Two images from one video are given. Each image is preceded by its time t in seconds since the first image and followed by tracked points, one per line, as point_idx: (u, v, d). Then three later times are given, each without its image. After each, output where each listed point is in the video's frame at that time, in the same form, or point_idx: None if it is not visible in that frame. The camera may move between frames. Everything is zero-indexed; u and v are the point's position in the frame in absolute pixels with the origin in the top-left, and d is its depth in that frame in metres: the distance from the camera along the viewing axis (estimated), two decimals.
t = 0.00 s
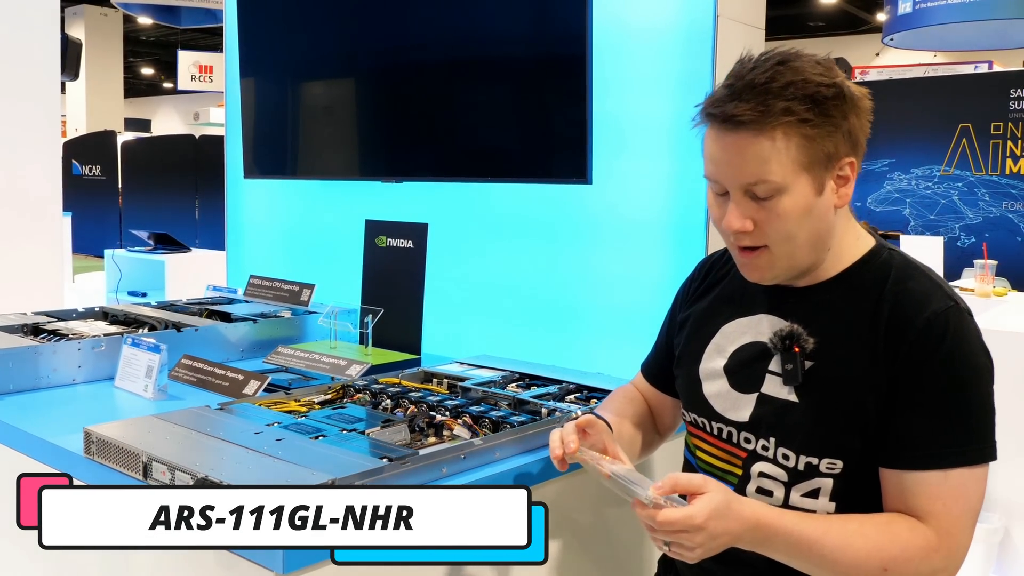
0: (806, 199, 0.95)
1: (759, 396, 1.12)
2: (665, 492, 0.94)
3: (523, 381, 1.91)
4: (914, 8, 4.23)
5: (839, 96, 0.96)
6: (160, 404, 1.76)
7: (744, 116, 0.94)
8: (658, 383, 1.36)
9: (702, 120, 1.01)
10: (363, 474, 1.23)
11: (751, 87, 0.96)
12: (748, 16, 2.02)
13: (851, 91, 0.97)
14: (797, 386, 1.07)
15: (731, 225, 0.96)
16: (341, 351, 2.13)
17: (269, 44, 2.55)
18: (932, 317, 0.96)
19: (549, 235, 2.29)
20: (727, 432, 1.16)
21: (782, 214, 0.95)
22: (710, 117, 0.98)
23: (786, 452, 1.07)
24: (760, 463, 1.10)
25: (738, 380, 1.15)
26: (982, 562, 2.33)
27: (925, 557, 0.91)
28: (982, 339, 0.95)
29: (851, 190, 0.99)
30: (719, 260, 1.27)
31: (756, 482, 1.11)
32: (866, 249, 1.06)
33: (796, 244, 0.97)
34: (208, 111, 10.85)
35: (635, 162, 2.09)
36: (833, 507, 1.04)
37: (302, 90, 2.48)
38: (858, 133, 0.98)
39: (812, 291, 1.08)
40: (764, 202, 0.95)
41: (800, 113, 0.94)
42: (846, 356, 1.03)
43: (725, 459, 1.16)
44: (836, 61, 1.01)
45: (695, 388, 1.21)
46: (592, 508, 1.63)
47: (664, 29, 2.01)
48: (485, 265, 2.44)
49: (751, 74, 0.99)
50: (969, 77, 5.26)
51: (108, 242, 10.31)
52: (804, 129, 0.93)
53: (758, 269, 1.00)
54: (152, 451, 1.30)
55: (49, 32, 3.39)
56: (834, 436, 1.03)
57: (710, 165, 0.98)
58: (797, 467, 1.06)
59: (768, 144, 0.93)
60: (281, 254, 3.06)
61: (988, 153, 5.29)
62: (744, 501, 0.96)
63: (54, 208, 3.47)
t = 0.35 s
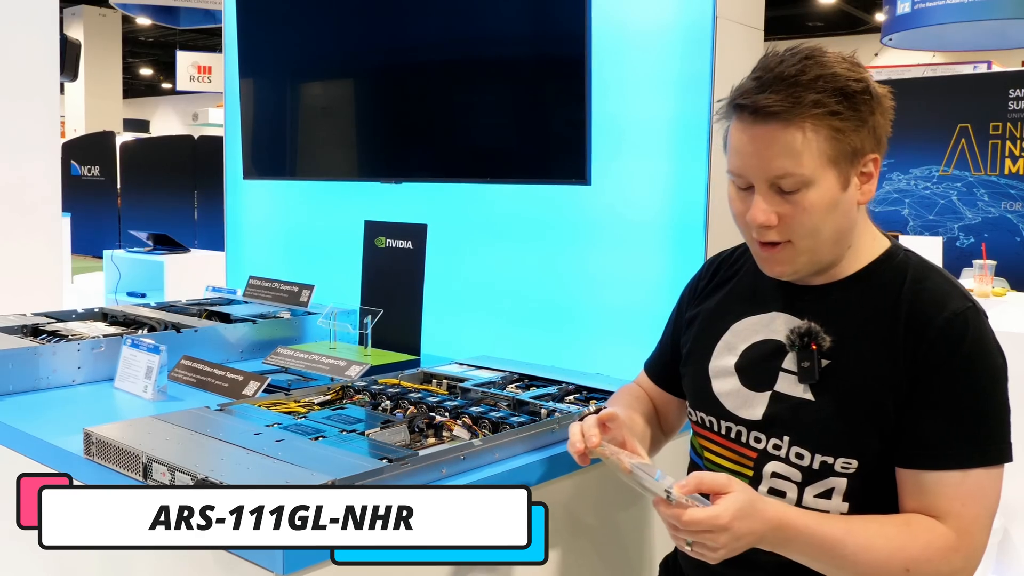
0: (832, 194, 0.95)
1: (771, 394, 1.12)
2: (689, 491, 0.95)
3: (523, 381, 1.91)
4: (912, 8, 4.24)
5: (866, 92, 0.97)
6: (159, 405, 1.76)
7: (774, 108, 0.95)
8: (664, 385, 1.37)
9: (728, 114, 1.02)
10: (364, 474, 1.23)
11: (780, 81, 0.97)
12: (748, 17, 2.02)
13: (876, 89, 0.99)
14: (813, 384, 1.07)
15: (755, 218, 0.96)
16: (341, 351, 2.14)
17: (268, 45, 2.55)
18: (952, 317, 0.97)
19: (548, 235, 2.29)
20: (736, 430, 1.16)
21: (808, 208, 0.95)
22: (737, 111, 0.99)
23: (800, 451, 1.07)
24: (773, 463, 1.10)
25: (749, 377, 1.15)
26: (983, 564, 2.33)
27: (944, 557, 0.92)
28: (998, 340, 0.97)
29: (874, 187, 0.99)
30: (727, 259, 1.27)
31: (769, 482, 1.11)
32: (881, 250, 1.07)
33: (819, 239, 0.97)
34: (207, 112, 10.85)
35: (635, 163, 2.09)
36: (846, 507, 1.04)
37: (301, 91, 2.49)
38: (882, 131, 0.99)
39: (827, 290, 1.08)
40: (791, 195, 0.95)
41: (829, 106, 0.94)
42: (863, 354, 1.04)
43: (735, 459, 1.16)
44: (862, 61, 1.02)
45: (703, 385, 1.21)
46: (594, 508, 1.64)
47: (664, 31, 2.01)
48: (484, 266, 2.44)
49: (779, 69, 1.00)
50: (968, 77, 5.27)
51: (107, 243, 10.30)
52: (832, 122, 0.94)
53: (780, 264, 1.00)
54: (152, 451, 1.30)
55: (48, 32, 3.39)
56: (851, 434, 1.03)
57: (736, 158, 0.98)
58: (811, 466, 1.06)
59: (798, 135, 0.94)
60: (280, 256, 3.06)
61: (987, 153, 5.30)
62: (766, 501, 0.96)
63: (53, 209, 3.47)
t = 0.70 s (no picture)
0: (873, 166, 0.99)
1: (808, 397, 1.13)
2: (754, 520, 0.93)
3: (526, 381, 1.91)
4: (915, 7, 4.23)
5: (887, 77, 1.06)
6: (162, 404, 1.77)
7: (814, 81, 1.01)
8: (677, 396, 1.40)
9: (760, 96, 1.07)
10: (367, 474, 1.22)
11: (814, 56, 1.04)
12: (751, 17, 2.02)
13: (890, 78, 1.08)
14: (853, 386, 1.09)
15: (806, 189, 0.98)
16: (343, 351, 2.14)
17: (270, 44, 2.55)
18: (991, 315, 0.99)
19: (551, 236, 2.29)
20: (769, 436, 1.17)
21: (855, 176, 0.98)
22: (774, 86, 1.04)
23: (842, 455, 1.09)
24: (811, 468, 1.11)
25: (784, 382, 1.16)
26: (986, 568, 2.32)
27: (1003, 557, 0.94)
28: None
29: (900, 169, 1.05)
30: (739, 264, 1.30)
31: (808, 485, 1.11)
32: (906, 250, 1.10)
33: (863, 215, 1.00)
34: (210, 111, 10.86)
35: (639, 163, 2.09)
36: (885, 510, 1.06)
37: (303, 91, 2.49)
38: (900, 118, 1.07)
39: (859, 291, 1.11)
40: (836, 163, 0.99)
41: (864, 81, 1.01)
42: (903, 355, 1.06)
43: (769, 465, 1.17)
44: (877, 53, 1.11)
45: (728, 392, 1.23)
46: (597, 506, 1.64)
47: (666, 31, 2.01)
48: (487, 266, 2.44)
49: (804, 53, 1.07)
50: (971, 77, 5.27)
51: (110, 241, 10.32)
52: (867, 96, 1.01)
53: (827, 245, 1.00)
54: (156, 451, 1.30)
55: (50, 32, 3.39)
56: (895, 435, 1.05)
57: (776, 134, 1.02)
58: (854, 470, 1.08)
59: (837, 103, 1.00)
60: (283, 255, 3.07)
61: (990, 153, 5.30)
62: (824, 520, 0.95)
63: (55, 208, 3.48)
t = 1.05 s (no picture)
0: (886, 157, 1.03)
1: (827, 403, 1.15)
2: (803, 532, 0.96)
3: (525, 383, 1.92)
4: (914, 9, 4.24)
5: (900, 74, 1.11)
6: (161, 407, 1.77)
7: (828, 72, 1.06)
8: (684, 402, 1.41)
9: (776, 89, 1.12)
10: (368, 474, 1.23)
11: (829, 50, 1.10)
12: (749, 19, 2.02)
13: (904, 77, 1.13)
14: (872, 390, 1.11)
15: (819, 176, 1.02)
16: (342, 353, 2.15)
17: (270, 47, 2.56)
18: (1009, 315, 1.04)
19: (551, 238, 2.29)
20: (785, 442, 1.18)
21: (869, 167, 1.02)
22: (790, 78, 1.09)
23: (864, 459, 1.10)
24: (833, 473, 1.13)
25: (802, 390, 1.17)
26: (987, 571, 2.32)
27: None
28: None
29: (912, 166, 1.09)
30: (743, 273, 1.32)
31: (828, 490, 1.13)
32: (914, 252, 1.14)
33: (875, 205, 1.03)
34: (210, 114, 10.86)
35: (637, 164, 2.09)
36: (906, 512, 1.09)
37: (303, 94, 2.49)
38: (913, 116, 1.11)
39: (872, 294, 1.14)
40: (850, 152, 1.03)
41: (877, 74, 1.06)
42: (924, 358, 1.09)
43: (787, 471, 1.18)
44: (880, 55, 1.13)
45: (740, 399, 1.24)
46: (598, 507, 1.65)
47: (664, 33, 2.01)
48: (486, 268, 2.44)
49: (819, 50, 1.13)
50: (971, 79, 5.28)
51: (109, 244, 10.32)
52: (880, 89, 1.06)
53: (839, 235, 1.03)
54: (155, 452, 1.30)
55: (50, 35, 3.40)
56: (924, 439, 1.08)
57: (791, 123, 1.07)
58: (877, 473, 1.10)
59: (852, 95, 1.04)
60: (282, 257, 3.07)
61: (989, 155, 5.30)
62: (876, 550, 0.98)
63: (54, 211, 3.48)
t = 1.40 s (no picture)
0: (867, 191, 1.01)
1: (821, 402, 1.16)
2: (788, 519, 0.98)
3: (523, 384, 1.92)
4: (911, 10, 4.25)
5: (888, 89, 1.04)
6: (160, 408, 1.77)
7: (806, 111, 1.00)
8: (677, 402, 1.41)
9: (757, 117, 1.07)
10: (368, 474, 1.23)
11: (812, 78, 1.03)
12: (746, 20, 2.03)
13: (896, 85, 1.06)
14: (867, 389, 1.12)
15: (795, 222, 1.01)
16: (341, 354, 2.15)
17: (267, 49, 2.56)
18: (1002, 314, 1.04)
19: (548, 239, 2.29)
20: (780, 441, 1.18)
21: (849, 206, 1.00)
22: (768, 112, 1.04)
23: (858, 458, 1.11)
24: (827, 471, 1.13)
25: (795, 389, 1.18)
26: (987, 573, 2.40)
27: None
28: None
29: (902, 180, 1.06)
30: (737, 273, 1.33)
31: (823, 488, 1.13)
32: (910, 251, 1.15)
33: (857, 237, 1.02)
34: (208, 116, 10.85)
35: (634, 165, 2.10)
36: (900, 510, 1.09)
37: (301, 95, 2.50)
38: (906, 126, 1.06)
39: (866, 294, 1.15)
40: (830, 195, 1.00)
41: (859, 105, 1.01)
42: (918, 358, 1.09)
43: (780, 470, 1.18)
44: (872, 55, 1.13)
45: (734, 398, 1.24)
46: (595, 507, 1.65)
47: (662, 36, 2.02)
48: (485, 269, 2.44)
49: (802, 73, 1.06)
50: (967, 79, 5.29)
51: (107, 246, 10.31)
52: (863, 121, 1.00)
53: (818, 265, 1.04)
54: (154, 453, 1.30)
55: (48, 37, 3.40)
56: (918, 439, 1.08)
57: (769, 163, 1.03)
58: (871, 472, 1.10)
59: (833, 136, 0.99)
60: (281, 259, 3.07)
61: (986, 155, 5.33)
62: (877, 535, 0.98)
63: (53, 213, 3.48)
